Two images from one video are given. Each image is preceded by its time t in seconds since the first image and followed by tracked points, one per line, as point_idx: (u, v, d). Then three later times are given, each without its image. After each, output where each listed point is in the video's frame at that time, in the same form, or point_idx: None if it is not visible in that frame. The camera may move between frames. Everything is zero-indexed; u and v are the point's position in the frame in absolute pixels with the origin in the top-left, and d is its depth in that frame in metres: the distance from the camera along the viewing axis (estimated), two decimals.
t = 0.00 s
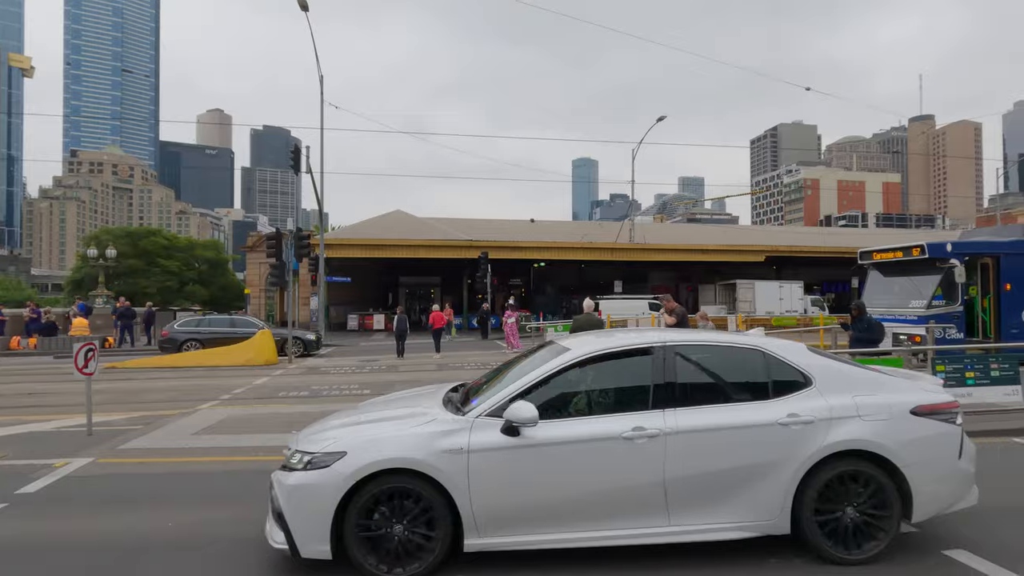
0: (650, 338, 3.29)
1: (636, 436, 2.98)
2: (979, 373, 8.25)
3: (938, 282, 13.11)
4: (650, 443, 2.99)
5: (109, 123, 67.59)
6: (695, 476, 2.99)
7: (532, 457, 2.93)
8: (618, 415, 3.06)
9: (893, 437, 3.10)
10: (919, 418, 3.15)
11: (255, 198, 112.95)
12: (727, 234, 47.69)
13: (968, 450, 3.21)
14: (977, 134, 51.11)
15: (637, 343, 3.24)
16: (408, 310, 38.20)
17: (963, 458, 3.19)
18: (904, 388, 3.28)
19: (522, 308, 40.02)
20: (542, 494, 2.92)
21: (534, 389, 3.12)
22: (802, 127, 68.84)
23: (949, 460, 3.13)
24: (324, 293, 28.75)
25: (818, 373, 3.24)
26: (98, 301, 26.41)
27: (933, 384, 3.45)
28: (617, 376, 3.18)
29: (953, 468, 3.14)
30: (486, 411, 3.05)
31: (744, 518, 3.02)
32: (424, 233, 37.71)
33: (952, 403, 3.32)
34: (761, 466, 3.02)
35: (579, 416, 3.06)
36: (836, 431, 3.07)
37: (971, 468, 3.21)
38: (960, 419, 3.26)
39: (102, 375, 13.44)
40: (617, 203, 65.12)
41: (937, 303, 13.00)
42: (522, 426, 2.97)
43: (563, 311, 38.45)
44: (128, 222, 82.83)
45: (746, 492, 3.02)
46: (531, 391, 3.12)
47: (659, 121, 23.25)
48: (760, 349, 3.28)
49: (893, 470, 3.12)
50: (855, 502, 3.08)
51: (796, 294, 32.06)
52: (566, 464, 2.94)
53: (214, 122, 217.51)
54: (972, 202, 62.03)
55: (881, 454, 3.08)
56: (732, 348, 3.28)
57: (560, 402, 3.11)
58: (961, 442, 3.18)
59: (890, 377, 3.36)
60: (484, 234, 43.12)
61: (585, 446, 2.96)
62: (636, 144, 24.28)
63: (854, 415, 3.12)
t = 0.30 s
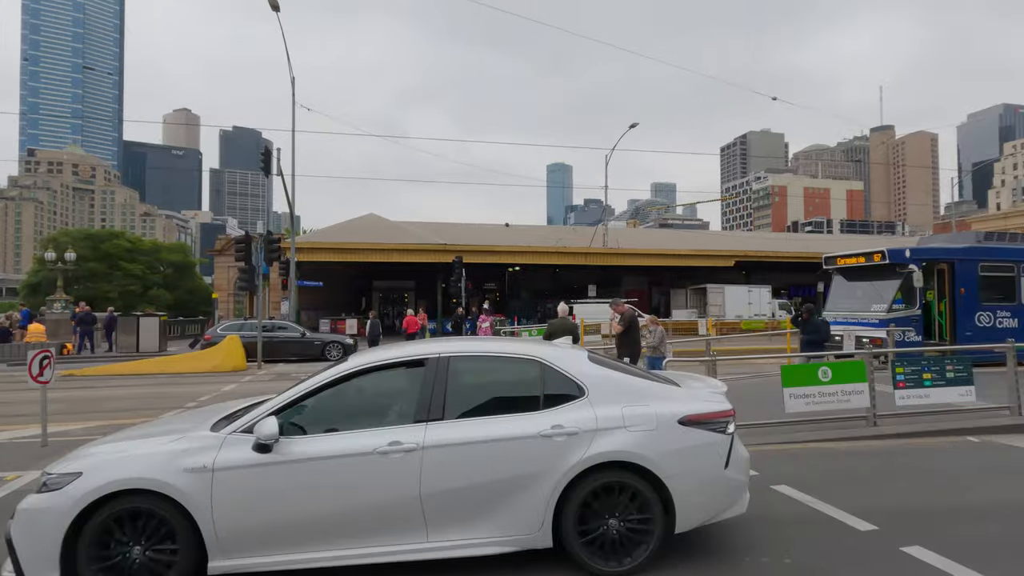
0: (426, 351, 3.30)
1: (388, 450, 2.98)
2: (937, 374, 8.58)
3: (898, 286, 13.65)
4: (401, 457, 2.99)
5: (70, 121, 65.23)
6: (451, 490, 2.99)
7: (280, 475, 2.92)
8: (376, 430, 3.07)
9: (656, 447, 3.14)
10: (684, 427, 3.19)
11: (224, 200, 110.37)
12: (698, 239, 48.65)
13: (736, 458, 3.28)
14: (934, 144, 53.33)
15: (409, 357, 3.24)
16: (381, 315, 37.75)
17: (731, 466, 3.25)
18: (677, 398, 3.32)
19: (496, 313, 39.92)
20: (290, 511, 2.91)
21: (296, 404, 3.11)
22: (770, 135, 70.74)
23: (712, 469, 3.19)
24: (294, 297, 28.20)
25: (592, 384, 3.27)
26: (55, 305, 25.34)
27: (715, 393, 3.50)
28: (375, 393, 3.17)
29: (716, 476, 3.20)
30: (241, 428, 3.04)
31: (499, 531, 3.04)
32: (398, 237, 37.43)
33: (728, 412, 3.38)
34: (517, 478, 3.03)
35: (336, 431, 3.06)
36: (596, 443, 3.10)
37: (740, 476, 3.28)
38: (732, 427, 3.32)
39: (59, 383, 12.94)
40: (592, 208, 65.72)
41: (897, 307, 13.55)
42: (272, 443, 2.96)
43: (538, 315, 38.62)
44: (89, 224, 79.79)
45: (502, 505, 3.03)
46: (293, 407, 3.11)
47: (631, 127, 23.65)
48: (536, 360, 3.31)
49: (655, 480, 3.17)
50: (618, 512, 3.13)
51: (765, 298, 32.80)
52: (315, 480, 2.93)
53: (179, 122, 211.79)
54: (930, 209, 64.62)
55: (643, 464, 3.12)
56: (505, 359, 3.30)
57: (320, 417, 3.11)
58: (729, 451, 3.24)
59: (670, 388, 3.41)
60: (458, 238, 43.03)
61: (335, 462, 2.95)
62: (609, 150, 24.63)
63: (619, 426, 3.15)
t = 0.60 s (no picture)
0: (226, 361, 3.16)
1: (165, 467, 2.81)
2: (894, 374, 8.88)
3: (859, 289, 14.11)
4: (180, 474, 2.81)
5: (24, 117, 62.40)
6: (232, 507, 2.82)
7: (38, 494, 2.72)
8: (158, 446, 2.89)
9: (457, 458, 3.02)
10: (488, 437, 3.09)
11: (190, 201, 107.38)
12: (668, 244, 49.44)
13: (547, 468, 3.18)
14: (893, 153, 55.52)
15: (206, 367, 3.11)
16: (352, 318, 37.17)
17: (540, 476, 3.15)
18: (489, 407, 3.23)
19: (469, 316, 39.86)
20: (48, 533, 2.70)
21: (73, 420, 2.92)
22: (738, 142, 72.35)
23: (518, 480, 3.08)
24: (264, 300, 27.55)
25: (399, 393, 3.15)
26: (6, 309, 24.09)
27: (537, 402, 3.41)
28: (184, 403, 3.04)
29: (522, 487, 3.09)
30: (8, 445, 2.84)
31: (283, 549, 2.86)
32: (370, 240, 36.95)
33: (545, 420, 3.30)
34: (304, 493, 2.87)
35: (114, 447, 2.88)
36: (393, 455, 2.96)
37: (552, 486, 3.18)
38: (545, 436, 3.22)
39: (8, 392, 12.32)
40: (565, 212, 66.19)
41: (858, 310, 14.01)
42: (35, 460, 2.77)
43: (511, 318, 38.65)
44: (44, 225, 76.55)
45: (287, 523, 2.86)
46: (71, 422, 2.92)
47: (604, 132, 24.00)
48: (344, 370, 3.19)
49: (458, 492, 3.04)
50: (417, 526, 2.99)
51: (733, 301, 33.55)
52: (79, 501, 2.73)
53: (142, 119, 205.82)
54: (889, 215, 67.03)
55: (443, 476, 2.99)
56: (309, 369, 3.18)
57: (98, 433, 2.93)
58: (537, 461, 3.14)
59: (488, 398, 3.31)
60: (431, 241, 42.78)
61: (104, 480, 2.77)
62: (583, 155, 25.07)
63: (420, 437, 3.02)
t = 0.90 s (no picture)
0: (54, 370, 2.89)
1: None
2: (856, 375, 9.11)
3: (823, 291, 14.47)
4: None
5: None
6: (42, 529, 2.54)
7: None
8: None
9: (296, 474, 2.73)
10: (332, 449, 2.80)
11: (154, 200, 104.11)
12: (640, 247, 49.99)
13: (401, 481, 2.88)
14: (855, 159, 57.32)
15: (29, 378, 2.84)
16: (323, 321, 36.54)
17: (392, 490, 2.85)
18: (341, 416, 2.95)
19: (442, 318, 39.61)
20: None
21: None
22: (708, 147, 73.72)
23: (364, 495, 2.79)
24: (231, 302, 26.81)
25: (241, 403, 2.88)
26: None
27: (400, 410, 3.12)
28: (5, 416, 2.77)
29: (370, 503, 2.80)
30: None
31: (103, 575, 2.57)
32: (341, 241, 36.37)
33: (404, 429, 3.00)
34: (126, 513, 2.59)
35: None
36: (226, 470, 2.69)
37: (406, 501, 2.88)
38: (401, 447, 2.93)
39: None
40: (539, 214, 66.51)
41: (822, 311, 14.36)
42: None
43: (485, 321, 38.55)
44: None
45: (107, 545, 2.58)
46: None
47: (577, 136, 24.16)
48: (184, 378, 2.93)
49: (300, 507, 2.76)
50: (257, 545, 2.72)
51: (703, 303, 34.09)
52: None
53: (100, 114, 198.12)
54: (852, 220, 69.21)
55: (281, 491, 2.71)
56: (147, 377, 2.92)
57: None
58: (389, 472, 2.85)
59: (345, 406, 3.03)
60: (405, 243, 42.35)
61: None
62: (557, 158, 25.23)
63: (257, 450, 2.75)
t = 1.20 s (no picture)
0: None
1: None
2: (821, 375, 9.28)
3: (790, 294, 14.77)
4: None
5: None
6: None
7: None
8: None
9: (177, 489, 2.55)
10: (219, 462, 2.63)
11: (119, 199, 100.83)
12: (615, 249, 50.43)
13: (296, 495, 2.72)
14: (822, 165, 58.86)
15: None
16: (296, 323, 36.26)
17: (286, 504, 2.68)
18: (232, 427, 2.79)
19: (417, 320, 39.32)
20: None
21: None
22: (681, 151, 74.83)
23: (253, 510, 2.62)
24: (198, 304, 26.03)
25: (121, 414, 2.70)
26: None
27: (301, 420, 2.97)
28: None
29: (259, 519, 2.63)
30: None
31: None
32: (313, 241, 35.68)
33: (303, 439, 2.85)
34: None
35: None
36: (100, 485, 2.51)
37: (301, 516, 2.72)
38: (298, 459, 2.78)
39: None
40: (515, 216, 66.57)
41: (789, 313, 14.64)
42: None
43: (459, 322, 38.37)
44: None
45: None
46: None
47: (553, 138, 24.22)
48: (61, 388, 2.74)
49: (182, 524, 2.57)
50: (132, 565, 2.51)
51: (675, 305, 34.50)
52: None
53: (60, 109, 190.46)
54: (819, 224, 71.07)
55: (160, 508, 2.53)
56: (23, 388, 2.72)
57: None
58: (282, 486, 2.68)
59: (239, 417, 2.86)
60: (379, 243, 41.84)
61: None
62: (532, 160, 25.22)
63: (137, 465, 2.57)
